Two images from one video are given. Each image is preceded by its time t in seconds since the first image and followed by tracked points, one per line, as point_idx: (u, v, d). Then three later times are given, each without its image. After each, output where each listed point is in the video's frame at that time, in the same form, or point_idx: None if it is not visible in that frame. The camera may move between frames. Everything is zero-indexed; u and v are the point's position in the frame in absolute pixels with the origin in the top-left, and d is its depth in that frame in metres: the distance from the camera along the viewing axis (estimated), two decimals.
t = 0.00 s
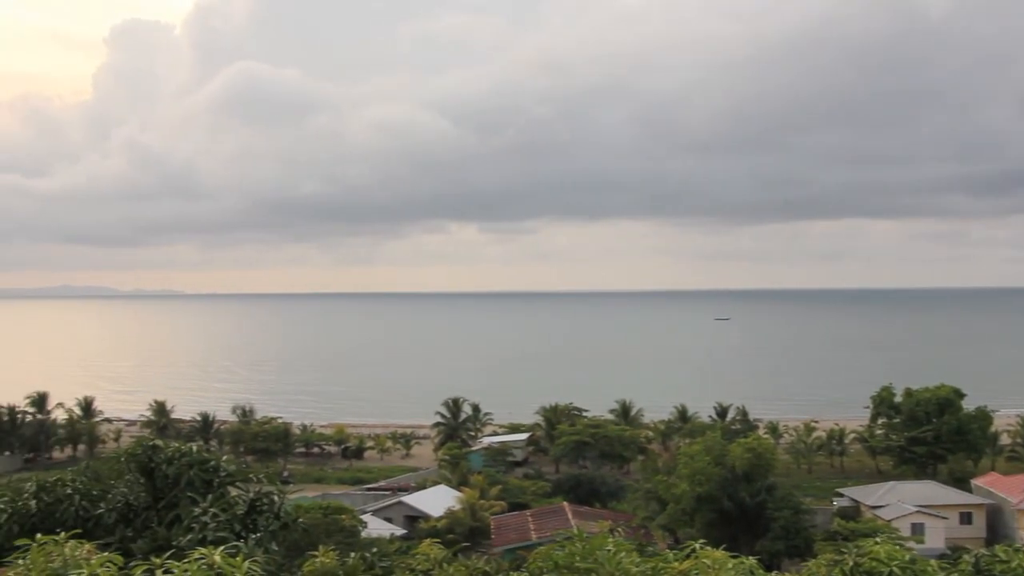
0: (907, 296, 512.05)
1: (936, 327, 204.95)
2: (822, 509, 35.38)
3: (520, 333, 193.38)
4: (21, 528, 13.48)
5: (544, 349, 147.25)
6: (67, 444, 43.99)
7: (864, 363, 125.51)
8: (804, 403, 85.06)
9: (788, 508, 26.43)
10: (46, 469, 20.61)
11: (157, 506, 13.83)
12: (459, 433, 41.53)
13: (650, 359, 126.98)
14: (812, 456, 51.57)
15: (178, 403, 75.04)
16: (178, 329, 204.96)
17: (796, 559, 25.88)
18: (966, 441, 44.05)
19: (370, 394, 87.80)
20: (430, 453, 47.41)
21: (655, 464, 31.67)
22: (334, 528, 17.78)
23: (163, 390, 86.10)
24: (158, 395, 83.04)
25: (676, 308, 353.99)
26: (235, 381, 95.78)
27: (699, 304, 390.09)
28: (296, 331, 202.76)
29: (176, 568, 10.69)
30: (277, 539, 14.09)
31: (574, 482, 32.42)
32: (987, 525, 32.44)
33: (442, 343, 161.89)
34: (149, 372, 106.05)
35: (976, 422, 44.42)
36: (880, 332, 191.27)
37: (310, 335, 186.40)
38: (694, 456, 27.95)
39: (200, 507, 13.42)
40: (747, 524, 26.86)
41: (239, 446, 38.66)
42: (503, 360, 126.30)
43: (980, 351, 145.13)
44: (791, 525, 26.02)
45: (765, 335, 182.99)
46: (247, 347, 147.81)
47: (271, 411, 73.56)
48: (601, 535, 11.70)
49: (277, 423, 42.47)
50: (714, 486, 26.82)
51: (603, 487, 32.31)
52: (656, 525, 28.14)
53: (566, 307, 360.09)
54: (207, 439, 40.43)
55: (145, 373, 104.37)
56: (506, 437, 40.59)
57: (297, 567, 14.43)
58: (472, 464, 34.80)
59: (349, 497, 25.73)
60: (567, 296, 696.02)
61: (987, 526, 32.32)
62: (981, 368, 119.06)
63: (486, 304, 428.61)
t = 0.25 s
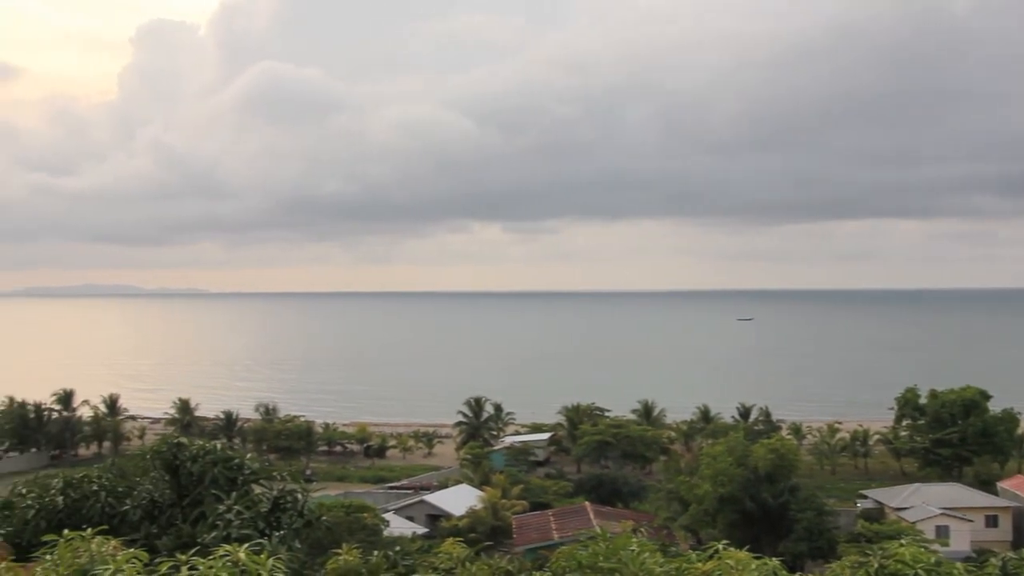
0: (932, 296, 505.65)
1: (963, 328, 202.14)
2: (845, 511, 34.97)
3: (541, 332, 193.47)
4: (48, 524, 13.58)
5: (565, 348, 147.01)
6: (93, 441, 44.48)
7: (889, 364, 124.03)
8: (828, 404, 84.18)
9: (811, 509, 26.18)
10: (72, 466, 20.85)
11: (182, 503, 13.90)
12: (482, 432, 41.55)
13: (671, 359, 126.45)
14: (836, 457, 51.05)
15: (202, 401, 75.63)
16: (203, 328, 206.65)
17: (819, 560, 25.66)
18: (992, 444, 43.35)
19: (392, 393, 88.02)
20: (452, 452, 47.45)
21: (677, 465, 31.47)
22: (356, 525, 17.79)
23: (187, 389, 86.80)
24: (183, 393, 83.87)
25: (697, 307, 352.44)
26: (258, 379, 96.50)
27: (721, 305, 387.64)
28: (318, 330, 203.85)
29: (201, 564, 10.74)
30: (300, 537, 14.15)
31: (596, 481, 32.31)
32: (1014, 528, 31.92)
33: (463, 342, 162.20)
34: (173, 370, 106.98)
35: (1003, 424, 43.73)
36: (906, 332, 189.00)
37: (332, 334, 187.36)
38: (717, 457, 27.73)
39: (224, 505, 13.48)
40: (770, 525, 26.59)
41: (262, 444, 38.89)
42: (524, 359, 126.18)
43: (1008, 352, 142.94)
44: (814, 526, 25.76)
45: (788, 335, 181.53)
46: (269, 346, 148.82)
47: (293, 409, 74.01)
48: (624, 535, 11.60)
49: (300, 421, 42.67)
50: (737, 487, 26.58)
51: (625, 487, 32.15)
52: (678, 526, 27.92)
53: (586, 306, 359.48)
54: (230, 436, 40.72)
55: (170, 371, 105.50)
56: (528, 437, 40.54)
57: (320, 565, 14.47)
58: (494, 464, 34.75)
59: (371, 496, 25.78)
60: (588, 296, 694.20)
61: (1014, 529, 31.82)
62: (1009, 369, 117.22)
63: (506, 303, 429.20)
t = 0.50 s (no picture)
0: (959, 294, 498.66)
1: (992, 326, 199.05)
2: (871, 510, 34.54)
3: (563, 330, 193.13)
4: (77, 517, 13.69)
5: (586, 346, 146.70)
6: (120, 436, 44.98)
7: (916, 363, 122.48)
8: (854, 403, 83.28)
9: (836, 508, 25.90)
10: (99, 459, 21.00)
11: (208, 497, 13.97)
12: (505, 429, 41.52)
13: (694, 356, 125.73)
14: (861, 456, 50.47)
15: (227, 397, 76.24)
16: (228, 324, 208.40)
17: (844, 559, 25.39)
18: (1021, 443, 42.65)
19: (415, 390, 88.29)
20: (475, 448, 47.48)
21: (701, 462, 31.26)
22: (380, 521, 17.81)
23: (213, 384, 87.54)
24: (208, 389, 84.69)
25: (720, 305, 350.22)
26: (282, 375, 97.12)
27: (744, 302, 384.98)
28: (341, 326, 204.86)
29: (229, 559, 10.80)
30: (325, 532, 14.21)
31: (620, 478, 32.21)
32: None
33: (484, 339, 162.36)
34: (199, 366, 107.98)
35: None
36: (933, 331, 186.46)
37: (354, 330, 188.23)
38: (741, 454, 27.48)
39: (250, 499, 13.55)
40: (795, 524, 26.30)
41: (287, 440, 39.13)
42: (546, 356, 126.05)
43: None
44: (839, 525, 25.49)
45: (812, 333, 179.81)
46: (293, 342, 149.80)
47: (317, 406, 74.44)
48: (649, 532, 11.47)
49: (324, 417, 42.89)
50: (761, 484, 26.34)
51: (649, 484, 31.99)
52: (702, 523, 27.70)
53: (608, 304, 358.54)
54: (255, 432, 40.99)
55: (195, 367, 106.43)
56: (552, 433, 40.47)
57: (345, 560, 14.52)
58: (518, 460, 34.74)
59: (395, 491, 25.83)
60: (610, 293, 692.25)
61: None
62: None
63: (528, 300, 429.10)
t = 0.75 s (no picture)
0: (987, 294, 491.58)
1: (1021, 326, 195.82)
2: (898, 511, 34.07)
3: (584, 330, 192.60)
4: (105, 516, 13.76)
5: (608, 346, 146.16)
6: (147, 436, 45.39)
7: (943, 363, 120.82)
8: (880, 403, 82.21)
9: (862, 509, 25.58)
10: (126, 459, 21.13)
11: (234, 497, 14.03)
12: (529, 429, 41.43)
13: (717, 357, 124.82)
14: (888, 456, 49.80)
15: (252, 397, 76.72)
16: (251, 324, 209.83)
17: (871, 560, 25.10)
18: None
19: (438, 390, 88.37)
20: (499, 448, 47.42)
21: (726, 463, 30.94)
22: (404, 520, 17.78)
23: (238, 385, 88.15)
24: (233, 389, 85.42)
25: (743, 305, 347.90)
26: (305, 375, 97.73)
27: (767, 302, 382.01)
28: (363, 326, 205.62)
29: (257, 558, 10.79)
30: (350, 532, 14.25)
31: (644, 478, 32.04)
32: None
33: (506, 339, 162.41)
34: (224, 366, 108.78)
35: None
36: (960, 331, 183.78)
37: (377, 330, 188.74)
38: (766, 455, 27.16)
39: (276, 499, 13.58)
40: (820, 525, 25.99)
41: (312, 439, 39.29)
42: (568, 356, 125.71)
43: None
44: (865, 526, 25.16)
45: (837, 333, 178.02)
46: (315, 342, 150.56)
47: (341, 406, 74.75)
48: (675, 532, 11.33)
49: (349, 417, 43.03)
50: (786, 485, 26.03)
51: (673, 484, 31.78)
52: (727, 524, 27.42)
53: (630, 304, 357.39)
54: (280, 431, 41.21)
55: (220, 367, 107.34)
56: (576, 433, 40.35)
57: (370, 560, 14.53)
58: (542, 460, 34.61)
59: (419, 491, 25.81)
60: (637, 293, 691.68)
61: None
62: None
63: (549, 300, 428.87)
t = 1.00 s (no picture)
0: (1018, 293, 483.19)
1: None
2: (929, 512, 33.54)
3: (609, 330, 192.10)
4: (136, 516, 13.83)
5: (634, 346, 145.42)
6: (176, 435, 45.83)
7: (974, 364, 118.80)
8: (911, 404, 80.95)
9: (893, 510, 25.21)
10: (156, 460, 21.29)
11: (264, 497, 14.08)
12: (556, 430, 41.30)
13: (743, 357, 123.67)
14: (919, 457, 49.06)
15: (280, 398, 77.24)
16: (278, 324, 211.30)
17: (901, 563, 24.71)
18: None
19: (464, 391, 88.38)
20: (526, 449, 47.35)
21: (754, 463, 30.63)
22: (432, 521, 17.77)
23: (266, 385, 88.76)
24: (261, 390, 86.22)
25: (769, 305, 345.20)
26: (332, 376, 98.37)
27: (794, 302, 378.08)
28: (389, 326, 206.26)
29: (287, 558, 10.80)
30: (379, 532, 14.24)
31: (672, 479, 31.82)
32: None
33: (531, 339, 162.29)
34: (251, 367, 109.62)
35: None
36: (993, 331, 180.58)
37: (402, 331, 189.27)
38: (795, 455, 26.83)
39: (305, 499, 13.61)
40: (850, 527, 25.63)
41: (339, 440, 39.47)
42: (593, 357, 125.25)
43: None
44: (896, 528, 24.80)
45: (865, 333, 175.67)
46: (341, 343, 151.30)
47: (367, 406, 75.04)
48: (704, 534, 11.23)
49: (376, 417, 43.18)
50: (816, 486, 25.68)
51: (701, 485, 31.52)
52: (755, 525, 27.10)
53: (654, 304, 356.04)
54: (308, 432, 41.45)
55: (248, 368, 108.40)
56: (603, 434, 40.17)
57: (399, 560, 14.51)
58: (569, 461, 34.49)
59: (446, 492, 25.79)
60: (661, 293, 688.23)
61: None
62: None
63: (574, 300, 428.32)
